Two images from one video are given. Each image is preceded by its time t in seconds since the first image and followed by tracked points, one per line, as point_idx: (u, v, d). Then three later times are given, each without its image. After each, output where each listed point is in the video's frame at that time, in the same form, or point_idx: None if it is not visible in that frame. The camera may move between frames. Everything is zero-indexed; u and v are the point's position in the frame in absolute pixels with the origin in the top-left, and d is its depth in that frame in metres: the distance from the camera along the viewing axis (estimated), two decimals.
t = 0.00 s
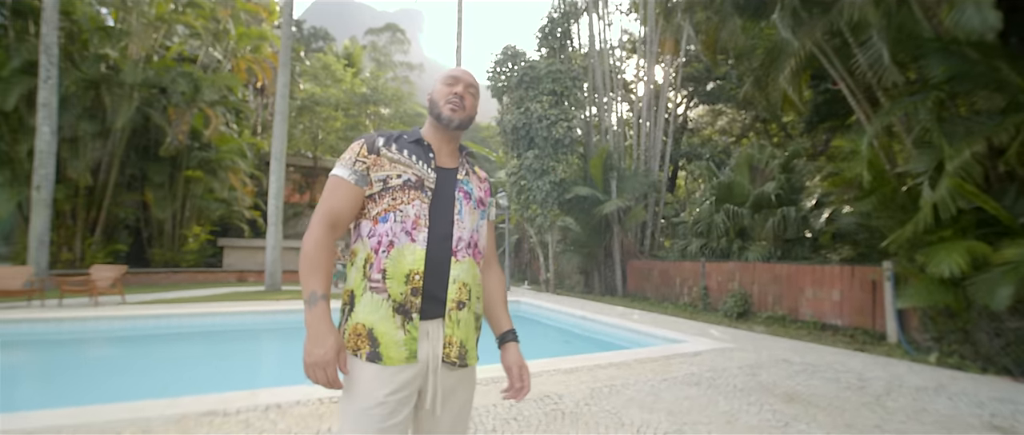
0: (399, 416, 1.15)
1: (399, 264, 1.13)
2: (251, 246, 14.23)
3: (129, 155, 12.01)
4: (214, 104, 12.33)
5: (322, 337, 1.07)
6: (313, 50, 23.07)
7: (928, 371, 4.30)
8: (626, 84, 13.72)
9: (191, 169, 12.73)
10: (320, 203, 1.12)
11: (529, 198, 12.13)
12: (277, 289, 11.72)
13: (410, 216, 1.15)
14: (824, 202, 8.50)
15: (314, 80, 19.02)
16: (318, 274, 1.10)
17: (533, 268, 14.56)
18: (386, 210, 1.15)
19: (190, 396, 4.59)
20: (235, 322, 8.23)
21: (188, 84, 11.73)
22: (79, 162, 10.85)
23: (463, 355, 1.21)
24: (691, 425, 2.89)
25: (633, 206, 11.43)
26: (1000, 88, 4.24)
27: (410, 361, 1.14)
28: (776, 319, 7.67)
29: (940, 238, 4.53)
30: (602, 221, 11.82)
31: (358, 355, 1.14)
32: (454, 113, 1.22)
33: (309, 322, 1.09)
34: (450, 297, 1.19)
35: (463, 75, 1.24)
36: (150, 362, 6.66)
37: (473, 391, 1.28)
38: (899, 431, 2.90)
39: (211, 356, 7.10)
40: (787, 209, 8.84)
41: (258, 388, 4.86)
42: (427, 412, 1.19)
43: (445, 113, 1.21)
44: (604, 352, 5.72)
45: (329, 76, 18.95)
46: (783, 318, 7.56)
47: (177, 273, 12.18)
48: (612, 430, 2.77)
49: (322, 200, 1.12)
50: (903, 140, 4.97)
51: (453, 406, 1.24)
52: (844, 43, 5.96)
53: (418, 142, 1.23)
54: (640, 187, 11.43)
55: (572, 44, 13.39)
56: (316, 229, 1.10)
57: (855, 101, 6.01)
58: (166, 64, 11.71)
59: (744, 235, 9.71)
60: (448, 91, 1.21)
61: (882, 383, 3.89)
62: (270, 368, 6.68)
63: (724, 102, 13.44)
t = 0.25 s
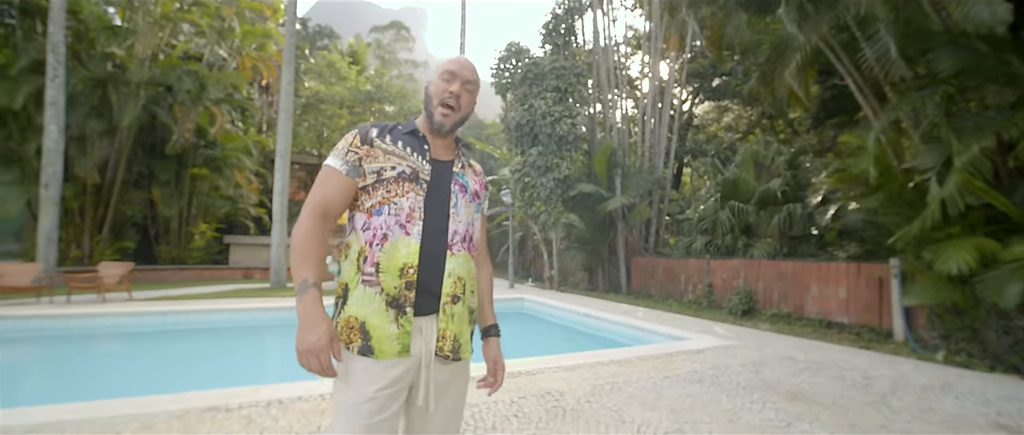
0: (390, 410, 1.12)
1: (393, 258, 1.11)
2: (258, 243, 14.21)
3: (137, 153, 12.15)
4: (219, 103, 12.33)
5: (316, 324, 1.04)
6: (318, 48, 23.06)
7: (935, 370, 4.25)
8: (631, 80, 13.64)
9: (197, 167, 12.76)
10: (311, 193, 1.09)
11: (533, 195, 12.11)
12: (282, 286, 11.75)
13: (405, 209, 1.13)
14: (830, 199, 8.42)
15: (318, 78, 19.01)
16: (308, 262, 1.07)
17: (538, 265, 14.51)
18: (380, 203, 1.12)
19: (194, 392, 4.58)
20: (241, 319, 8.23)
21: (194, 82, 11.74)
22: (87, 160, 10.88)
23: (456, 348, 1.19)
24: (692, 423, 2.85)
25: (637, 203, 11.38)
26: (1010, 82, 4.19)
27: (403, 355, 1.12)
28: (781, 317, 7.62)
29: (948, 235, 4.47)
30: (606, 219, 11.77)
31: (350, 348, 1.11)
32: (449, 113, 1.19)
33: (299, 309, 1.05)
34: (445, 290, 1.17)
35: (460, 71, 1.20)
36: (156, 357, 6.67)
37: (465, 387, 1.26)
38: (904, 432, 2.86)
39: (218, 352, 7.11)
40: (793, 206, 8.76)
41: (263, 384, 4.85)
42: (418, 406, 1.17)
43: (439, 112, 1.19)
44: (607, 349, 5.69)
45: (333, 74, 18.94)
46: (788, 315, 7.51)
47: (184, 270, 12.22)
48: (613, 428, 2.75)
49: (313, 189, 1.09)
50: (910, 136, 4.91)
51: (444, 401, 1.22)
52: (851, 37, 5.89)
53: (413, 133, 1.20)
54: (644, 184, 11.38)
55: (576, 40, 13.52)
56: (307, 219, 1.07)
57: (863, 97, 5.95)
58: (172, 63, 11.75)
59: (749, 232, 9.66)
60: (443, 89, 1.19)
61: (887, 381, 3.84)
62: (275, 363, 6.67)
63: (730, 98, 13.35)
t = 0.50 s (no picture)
0: (380, 410, 1.15)
1: (381, 261, 1.11)
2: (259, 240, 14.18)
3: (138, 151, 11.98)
4: (220, 100, 12.31)
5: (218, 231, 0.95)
6: (319, 46, 23.00)
7: (936, 368, 4.22)
8: (632, 77, 13.58)
9: (198, 164, 12.74)
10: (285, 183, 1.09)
11: (534, 192, 12.10)
12: (283, 283, 11.74)
13: (391, 210, 1.12)
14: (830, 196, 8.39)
15: (319, 76, 18.97)
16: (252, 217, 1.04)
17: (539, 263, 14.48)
18: (366, 204, 1.11)
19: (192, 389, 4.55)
20: (243, 317, 8.21)
21: (195, 79, 11.72)
22: (88, 158, 10.84)
23: (447, 350, 1.21)
24: (689, 420, 2.84)
25: (638, 201, 11.36)
26: (1013, 78, 4.15)
27: (392, 359, 1.13)
28: (782, 314, 7.60)
29: (950, 232, 4.45)
30: (608, 215, 11.70)
31: (337, 350, 1.11)
32: (434, 117, 1.16)
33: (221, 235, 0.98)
34: (435, 291, 1.17)
35: (448, 71, 1.17)
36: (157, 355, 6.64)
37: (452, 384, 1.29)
38: (903, 429, 2.83)
39: (219, 350, 7.08)
40: (795, 203, 8.73)
41: (262, 382, 4.81)
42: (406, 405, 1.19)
43: (424, 115, 1.16)
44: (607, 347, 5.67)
45: (334, 71, 18.91)
46: (789, 313, 7.48)
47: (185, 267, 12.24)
48: (610, 425, 2.73)
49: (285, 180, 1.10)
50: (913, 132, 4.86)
51: (433, 400, 1.25)
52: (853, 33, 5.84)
53: (399, 129, 1.17)
54: (645, 181, 11.34)
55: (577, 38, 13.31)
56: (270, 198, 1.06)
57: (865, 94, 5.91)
58: (172, 60, 11.67)
59: (750, 229, 9.62)
60: (428, 92, 1.16)
61: (887, 379, 3.82)
62: (275, 361, 6.65)
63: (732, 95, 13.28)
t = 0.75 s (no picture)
0: (361, 416, 1.18)
1: (354, 262, 1.14)
2: (259, 239, 14.14)
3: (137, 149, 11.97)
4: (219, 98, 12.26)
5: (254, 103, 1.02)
6: (320, 44, 22.94)
7: (933, 367, 4.21)
8: (632, 75, 13.54)
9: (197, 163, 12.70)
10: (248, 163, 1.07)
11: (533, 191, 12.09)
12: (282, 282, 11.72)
13: (362, 206, 1.14)
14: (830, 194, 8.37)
15: (319, 74, 18.94)
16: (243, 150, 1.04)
17: (538, 261, 14.45)
18: (336, 200, 1.14)
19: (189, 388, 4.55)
20: (242, 315, 8.19)
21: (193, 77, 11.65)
22: (87, 156, 10.81)
23: (428, 350, 1.24)
24: (684, 420, 2.83)
25: (638, 199, 11.32)
26: (1013, 75, 4.13)
27: (368, 366, 1.15)
28: (781, 313, 7.59)
29: (949, 231, 4.44)
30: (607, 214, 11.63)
31: (310, 356, 1.15)
32: (410, 97, 1.17)
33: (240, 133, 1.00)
34: (416, 291, 1.20)
35: (421, 51, 1.18)
36: (156, 354, 6.62)
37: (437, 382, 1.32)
38: (900, 430, 2.82)
39: (219, 349, 7.05)
40: (795, 202, 8.73)
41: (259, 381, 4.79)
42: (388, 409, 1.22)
43: (400, 95, 1.17)
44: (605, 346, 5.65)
45: (334, 70, 18.89)
46: (788, 312, 7.47)
47: (185, 266, 12.23)
48: (605, 424, 2.72)
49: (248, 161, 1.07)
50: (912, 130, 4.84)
51: (416, 402, 1.28)
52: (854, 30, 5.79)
53: (373, 118, 1.20)
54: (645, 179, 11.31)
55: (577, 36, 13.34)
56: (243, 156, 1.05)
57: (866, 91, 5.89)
58: (171, 59, 11.58)
59: (750, 227, 9.59)
60: (403, 71, 1.17)
61: (885, 379, 3.81)
62: (274, 360, 6.63)
63: (732, 93, 13.25)
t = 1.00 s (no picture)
0: None
1: (318, 268, 1.07)
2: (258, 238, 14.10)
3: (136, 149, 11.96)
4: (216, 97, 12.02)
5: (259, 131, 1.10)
6: (319, 44, 22.90)
7: (932, 368, 4.20)
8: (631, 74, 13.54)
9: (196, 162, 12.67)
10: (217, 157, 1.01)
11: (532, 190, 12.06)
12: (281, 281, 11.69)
13: (325, 204, 1.06)
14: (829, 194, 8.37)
15: (319, 73, 18.93)
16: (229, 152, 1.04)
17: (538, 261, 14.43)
18: (295, 198, 1.06)
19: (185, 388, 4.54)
20: (240, 315, 8.17)
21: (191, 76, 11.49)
22: (86, 156, 10.80)
23: (410, 360, 1.18)
24: (681, 421, 2.82)
25: (637, 198, 11.31)
26: (1013, 75, 4.12)
27: (338, 383, 1.10)
28: (779, 313, 7.58)
29: (948, 231, 4.43)
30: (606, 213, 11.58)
31: (271, 374, 1.11)
32: (380, 70, 1.12)
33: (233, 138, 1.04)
34: (395, 300, 1.13)
35: (385, 22, 1.13)
36: (155, 354, 6.61)
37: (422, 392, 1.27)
38: (897, 430, 2.81)
39: (217, 349, 7.04)
40: (794, 202, 8.74)
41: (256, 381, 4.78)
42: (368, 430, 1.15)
43: (367, 69, 1.12)
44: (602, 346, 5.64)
45: (333, 69, 18.88)
46: (787, 312, 7.45)
47: (183, 266, 12.21)
48: (601, 426, 2.71)
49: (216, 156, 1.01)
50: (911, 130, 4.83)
51: (400, 416, 1.21)
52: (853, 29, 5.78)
53: (338, 106, 1.13)
54: (643, 179, 11.30)
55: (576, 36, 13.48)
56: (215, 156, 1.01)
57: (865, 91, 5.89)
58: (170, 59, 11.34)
59: (749, 227, 9.59)
60: (368, 43, 1.11)
61: (883, 379, 3.79)
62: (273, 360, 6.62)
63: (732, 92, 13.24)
